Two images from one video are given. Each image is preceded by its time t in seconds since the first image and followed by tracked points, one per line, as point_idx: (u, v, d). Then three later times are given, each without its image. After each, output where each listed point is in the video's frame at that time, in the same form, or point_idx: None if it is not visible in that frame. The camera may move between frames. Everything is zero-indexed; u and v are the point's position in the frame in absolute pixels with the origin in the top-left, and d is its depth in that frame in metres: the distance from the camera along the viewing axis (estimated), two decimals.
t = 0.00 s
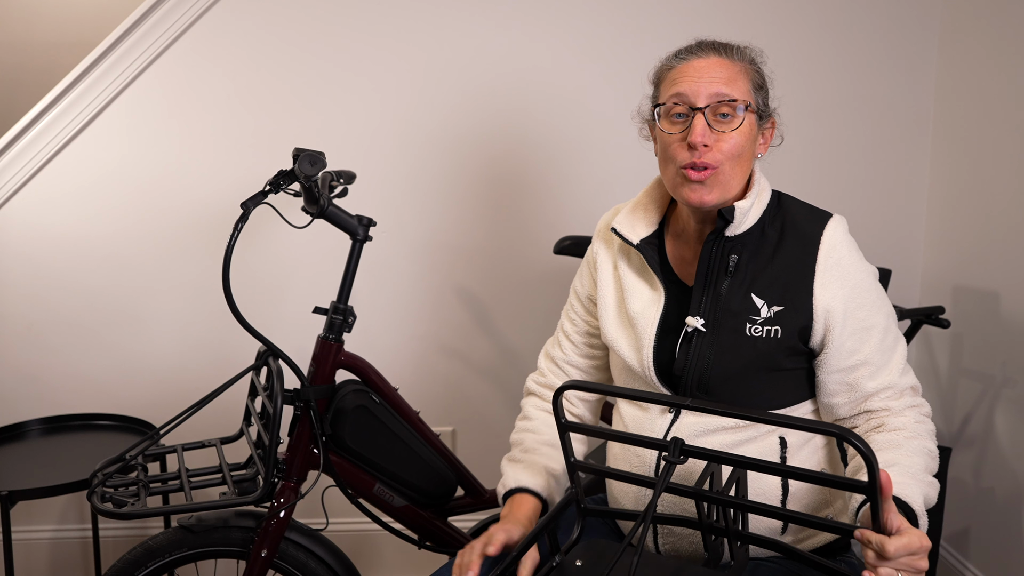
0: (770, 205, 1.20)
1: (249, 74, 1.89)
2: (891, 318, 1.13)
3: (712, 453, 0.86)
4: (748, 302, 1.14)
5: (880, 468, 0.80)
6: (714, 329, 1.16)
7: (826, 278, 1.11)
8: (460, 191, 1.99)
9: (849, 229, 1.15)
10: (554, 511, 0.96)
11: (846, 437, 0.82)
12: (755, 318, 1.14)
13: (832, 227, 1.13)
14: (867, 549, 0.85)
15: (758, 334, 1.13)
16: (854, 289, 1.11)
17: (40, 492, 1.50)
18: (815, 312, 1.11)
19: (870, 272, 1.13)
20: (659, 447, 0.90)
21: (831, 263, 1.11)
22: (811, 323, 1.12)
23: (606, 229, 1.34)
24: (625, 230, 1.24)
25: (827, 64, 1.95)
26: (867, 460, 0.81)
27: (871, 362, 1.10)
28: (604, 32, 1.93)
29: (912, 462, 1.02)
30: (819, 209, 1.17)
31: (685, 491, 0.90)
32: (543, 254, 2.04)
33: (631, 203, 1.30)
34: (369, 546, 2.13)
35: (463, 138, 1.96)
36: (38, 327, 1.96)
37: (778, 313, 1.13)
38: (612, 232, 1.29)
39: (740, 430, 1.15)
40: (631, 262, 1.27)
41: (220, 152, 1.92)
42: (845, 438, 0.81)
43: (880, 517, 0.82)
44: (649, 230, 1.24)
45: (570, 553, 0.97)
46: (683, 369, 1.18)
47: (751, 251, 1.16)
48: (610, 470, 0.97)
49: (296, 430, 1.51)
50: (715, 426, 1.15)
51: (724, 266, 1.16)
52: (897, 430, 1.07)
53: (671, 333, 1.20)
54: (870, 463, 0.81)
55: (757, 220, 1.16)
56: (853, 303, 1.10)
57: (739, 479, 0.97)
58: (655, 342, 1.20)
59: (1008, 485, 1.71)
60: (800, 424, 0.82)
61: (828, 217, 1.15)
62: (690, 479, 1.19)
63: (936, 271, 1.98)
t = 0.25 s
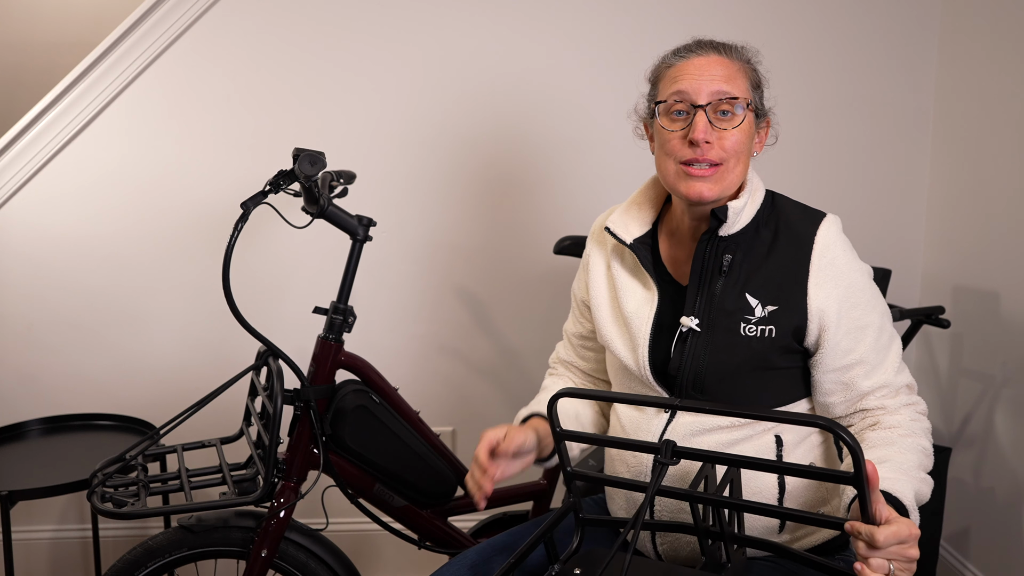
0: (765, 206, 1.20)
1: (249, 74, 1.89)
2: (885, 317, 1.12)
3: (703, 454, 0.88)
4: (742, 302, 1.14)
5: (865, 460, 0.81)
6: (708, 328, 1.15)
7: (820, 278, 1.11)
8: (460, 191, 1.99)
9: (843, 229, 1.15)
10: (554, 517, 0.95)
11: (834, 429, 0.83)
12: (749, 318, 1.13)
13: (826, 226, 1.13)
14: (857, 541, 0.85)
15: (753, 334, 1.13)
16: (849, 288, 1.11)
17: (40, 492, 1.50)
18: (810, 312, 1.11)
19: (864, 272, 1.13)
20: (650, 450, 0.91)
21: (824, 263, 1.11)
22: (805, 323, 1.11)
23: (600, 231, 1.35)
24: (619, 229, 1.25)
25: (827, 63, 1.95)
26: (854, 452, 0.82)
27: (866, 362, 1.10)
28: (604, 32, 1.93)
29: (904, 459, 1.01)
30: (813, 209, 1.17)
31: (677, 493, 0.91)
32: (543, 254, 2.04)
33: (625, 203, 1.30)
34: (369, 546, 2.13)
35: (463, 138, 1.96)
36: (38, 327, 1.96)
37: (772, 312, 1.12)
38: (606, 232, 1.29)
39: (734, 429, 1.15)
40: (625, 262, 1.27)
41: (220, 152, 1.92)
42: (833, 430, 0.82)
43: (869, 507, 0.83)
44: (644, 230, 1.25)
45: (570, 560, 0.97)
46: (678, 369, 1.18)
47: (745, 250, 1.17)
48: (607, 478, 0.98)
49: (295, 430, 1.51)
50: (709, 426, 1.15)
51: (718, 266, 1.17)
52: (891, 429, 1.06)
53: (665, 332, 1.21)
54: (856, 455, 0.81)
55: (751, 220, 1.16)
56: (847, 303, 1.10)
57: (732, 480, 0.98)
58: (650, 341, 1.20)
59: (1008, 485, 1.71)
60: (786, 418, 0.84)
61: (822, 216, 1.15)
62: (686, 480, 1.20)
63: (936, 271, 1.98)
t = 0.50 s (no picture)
0: (764, 206, 1.20)
1: (249, 74, 1.89)
2: (885, 319, 1.12)
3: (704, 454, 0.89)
4: (741, 301, 1.14)
5: (867, 465, 0.82)
6: (707, 327, 1.16)
7: (819, 278, 1.11)
8: (459, 192, 1.99)
9: (843, 231, 1.14)
10: (551, 514, 0.96)
11: (836, 433, 0.84)
12: (748, 317, 1.13)
13: (825, 227, 1.13)
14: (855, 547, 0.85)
15: (752, 333, 1.13)
16: (848, 289, 1.11)
17: (40, 492, 1.50)
18: (809, 312, 1.11)
19: (864, 274, 1.13)
20: (652, 449, 0.92)
21: (823, 263, 1.11)
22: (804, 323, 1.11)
23: (601, 229, 1.35)
24: (619, 228, 1.25)
25: (827, 63, 1.95)
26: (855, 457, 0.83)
27: (865, 362, 1.10)
28: (604, 32, 1.93)
29: (901, 463, 1.01)
30: (813, 210, 1.17)
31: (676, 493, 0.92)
32: (542, 254, 2.04)
33: (626, 202, 1.30)
34: (369, 546, 2.13)
35: (463, 138, 1.96)
36: (37, 327, 1.96)
37: (771, 312, 1.12)
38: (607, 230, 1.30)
39: (732, 428, 1.15)
40: (624, 260, 1.28)
41: (220, 151, 1.92)
42: (835, 434, 0.83)
43: (868, 512, 0.84)
44: (644, 229, 1.25)
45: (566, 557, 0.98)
46: (677, 368, 1.18)
47: (744, 250, 1.16)
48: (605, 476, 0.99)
49: (296, 430, 1.51)
50: (706, 426, 1.15)
51: (717, 265, 1.17)
52: (889, 430, 1.07)
53: (664, 332, 1.21)
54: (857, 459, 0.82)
55: (751, 219, 1.16)
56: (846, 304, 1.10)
57: (732, 482, 0.99)
58: (649, 340, 1.21)
59: (1008, 485, 1.71)
60: (789, 421, 0.85)
61: (821, 217, 1.15)
62: (684, 482, 1.19)
63: (936, 271, 1.98)
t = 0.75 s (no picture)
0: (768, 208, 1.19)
1: (249, 75, 1.89)
2: (888, 320, 1.12)
3: (701, 457, 0.88)
4: (744, 302, 1.14)
5: (865, 467, 0.81)
6: (710, 328, 1.15)
7: (822, 279, 1.11)
8: (459, 192, 1.99)
9: (846, 232, 1.14)
10: (547, 517, 0.96)
11: (835, 435, 0.83)
12: (751, 318, 1.13)
13: (829, 229, 1.13)
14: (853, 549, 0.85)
15: (754, 334, 1.13)
16: (852, 291, 1.10)
17: (40, 492, 1.50)
18: (811, 313, 1.10)
19: (868, 275, 1.13)
20: (649, 451, 0.91)
21: (826, 264, 1.11)
22: (806, 324, 1.11)
23: (604, 228, 1.35)
24: (622, 227, 1.25)
25: (827, 63, 1.95)
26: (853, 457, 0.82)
27: (868, 364, 1.10)
28: (605, 32, 1.93)
29: (902, 466, 1.01)
30: (817, 211, 1.17)
31: (673, 495, 0.91)
32: (543, 254, 2.04)
33: (629, 201, 1.30)
34: (369, 546, 2.13)
35: (463, 137, 1.96)
36: (37, 327, 1.96)
37: (773, 313, 1.12)
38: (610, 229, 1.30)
39: (732, 428, 1.15)
40: (627, 259, 1.28)
41: (220, 151, 1.92)
42: (833, 435, 0.83)
43: (865, 514, 0.83)
44: (647, 228, 1.25)
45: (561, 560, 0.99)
46: (678, 367, 1.18)
47: (747, 251, 1.16)
48: (602, 478, 1.00)
49: (295, 430, 1.51)
50: (707, 426, 1.16)
51: (720, 265, 1.17)
52: (891, 432, 1.07)
53: (666, 332, 1.21)
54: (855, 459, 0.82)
55: (755, 220, 1.16)
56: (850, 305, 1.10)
57: (727, 486, 0.98)
58: (651, 340, 1.21)
59: (1008, 485, 1.71)
60: (786, 422, 0.84)
61: (825, 219, 1.15)
62: (684, 483, 1.19)
63: (936, 271, 1.98)
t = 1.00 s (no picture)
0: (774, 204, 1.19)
1: (249, 75, 1.89)
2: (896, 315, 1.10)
3: (717, 462, 0.90)
4: (748, 299, 1.14)
5: (881, 484, 0.82)
6: (714, 325, 1.15)
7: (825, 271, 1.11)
8: (459, 192, 1.99)
9: (852, 228, 1.14)
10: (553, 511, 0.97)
11: (852, 448, 0.84)
12: (754, 314, 1.13)
13: (832, 224, 1.13)
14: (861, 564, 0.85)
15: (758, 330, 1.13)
16: (854, 282, 1.09)
17: (40, 492, 1.50)
18: (814, 305, 1.10)
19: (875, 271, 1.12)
20: (663, 453, 0.92)
21: (828, 258, 1.11)
22: (809, 318, 1.11)
23: (614, 226, 1.36)
24: (631, 224, 1.26)
25: (827, 63, 1.95)
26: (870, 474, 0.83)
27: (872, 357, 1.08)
28: (604, 32, 1.93)
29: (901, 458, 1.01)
30: (823, 209, 1.17)
31: (683, 500, 0.92)
32: (543, 254, 2.04)
33: (637, 200, 1.31)
34: (369, 546, 2.13)
35: (463, 137, 1.96)
36: (37, 327, 1.96)
37: (777, 308, 1.12)
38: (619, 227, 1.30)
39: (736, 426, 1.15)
40: (636, 255, 1.28)
41: (220, 151, 1.92)
42: (851, 449, 0.84)
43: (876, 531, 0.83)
44: (655, 225, 1.25)
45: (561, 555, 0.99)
46: (683, 364, 1.17)
47: (751, 248, 1.17)
48: (609, 478, 1.00)
49: (295, 430, 1.51)
50: (711, 428, 1.15)
51: (724, 264, 1.17)
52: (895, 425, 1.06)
53: (674, 329, 1.20)
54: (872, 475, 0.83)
55: (760, 216, 1.16)
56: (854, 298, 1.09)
57: (737, 496, 0.99)
58: (658, 336, 1.20)
59: (1008, 484, 1.71)
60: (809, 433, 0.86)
61: (829, 215, 1.15)
62: (693, 487, 1.18)
63: (936, 271, 1.98)
